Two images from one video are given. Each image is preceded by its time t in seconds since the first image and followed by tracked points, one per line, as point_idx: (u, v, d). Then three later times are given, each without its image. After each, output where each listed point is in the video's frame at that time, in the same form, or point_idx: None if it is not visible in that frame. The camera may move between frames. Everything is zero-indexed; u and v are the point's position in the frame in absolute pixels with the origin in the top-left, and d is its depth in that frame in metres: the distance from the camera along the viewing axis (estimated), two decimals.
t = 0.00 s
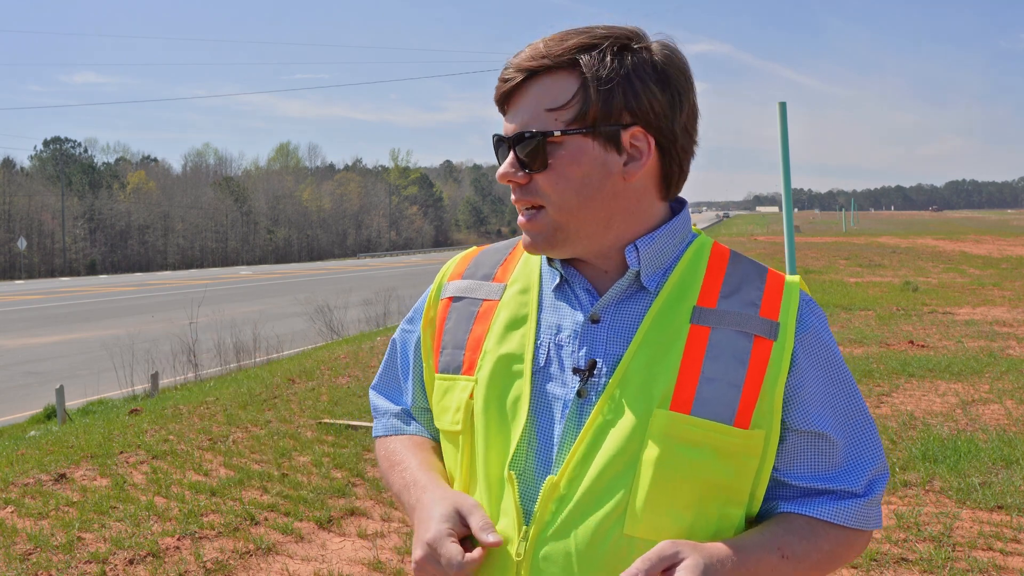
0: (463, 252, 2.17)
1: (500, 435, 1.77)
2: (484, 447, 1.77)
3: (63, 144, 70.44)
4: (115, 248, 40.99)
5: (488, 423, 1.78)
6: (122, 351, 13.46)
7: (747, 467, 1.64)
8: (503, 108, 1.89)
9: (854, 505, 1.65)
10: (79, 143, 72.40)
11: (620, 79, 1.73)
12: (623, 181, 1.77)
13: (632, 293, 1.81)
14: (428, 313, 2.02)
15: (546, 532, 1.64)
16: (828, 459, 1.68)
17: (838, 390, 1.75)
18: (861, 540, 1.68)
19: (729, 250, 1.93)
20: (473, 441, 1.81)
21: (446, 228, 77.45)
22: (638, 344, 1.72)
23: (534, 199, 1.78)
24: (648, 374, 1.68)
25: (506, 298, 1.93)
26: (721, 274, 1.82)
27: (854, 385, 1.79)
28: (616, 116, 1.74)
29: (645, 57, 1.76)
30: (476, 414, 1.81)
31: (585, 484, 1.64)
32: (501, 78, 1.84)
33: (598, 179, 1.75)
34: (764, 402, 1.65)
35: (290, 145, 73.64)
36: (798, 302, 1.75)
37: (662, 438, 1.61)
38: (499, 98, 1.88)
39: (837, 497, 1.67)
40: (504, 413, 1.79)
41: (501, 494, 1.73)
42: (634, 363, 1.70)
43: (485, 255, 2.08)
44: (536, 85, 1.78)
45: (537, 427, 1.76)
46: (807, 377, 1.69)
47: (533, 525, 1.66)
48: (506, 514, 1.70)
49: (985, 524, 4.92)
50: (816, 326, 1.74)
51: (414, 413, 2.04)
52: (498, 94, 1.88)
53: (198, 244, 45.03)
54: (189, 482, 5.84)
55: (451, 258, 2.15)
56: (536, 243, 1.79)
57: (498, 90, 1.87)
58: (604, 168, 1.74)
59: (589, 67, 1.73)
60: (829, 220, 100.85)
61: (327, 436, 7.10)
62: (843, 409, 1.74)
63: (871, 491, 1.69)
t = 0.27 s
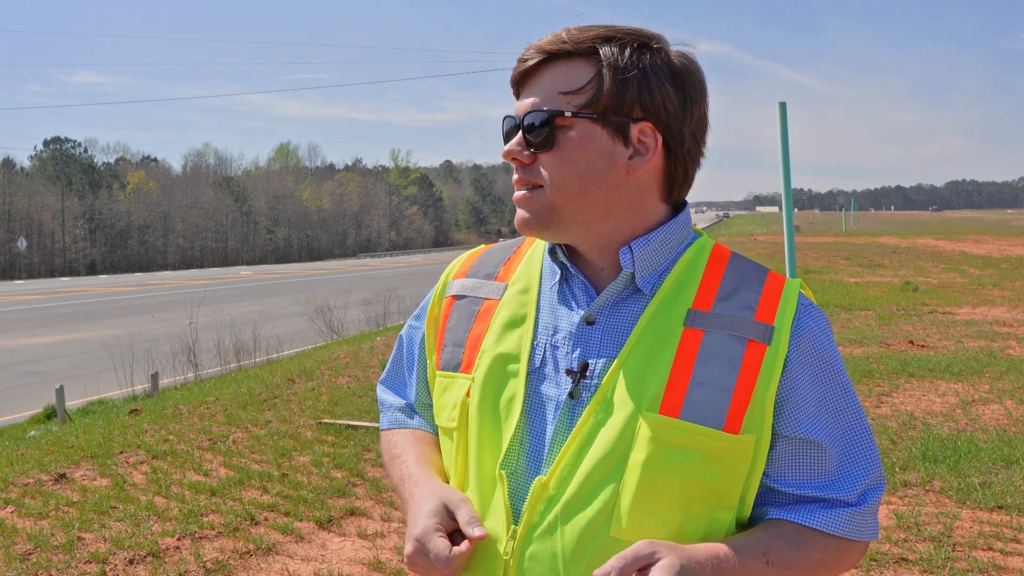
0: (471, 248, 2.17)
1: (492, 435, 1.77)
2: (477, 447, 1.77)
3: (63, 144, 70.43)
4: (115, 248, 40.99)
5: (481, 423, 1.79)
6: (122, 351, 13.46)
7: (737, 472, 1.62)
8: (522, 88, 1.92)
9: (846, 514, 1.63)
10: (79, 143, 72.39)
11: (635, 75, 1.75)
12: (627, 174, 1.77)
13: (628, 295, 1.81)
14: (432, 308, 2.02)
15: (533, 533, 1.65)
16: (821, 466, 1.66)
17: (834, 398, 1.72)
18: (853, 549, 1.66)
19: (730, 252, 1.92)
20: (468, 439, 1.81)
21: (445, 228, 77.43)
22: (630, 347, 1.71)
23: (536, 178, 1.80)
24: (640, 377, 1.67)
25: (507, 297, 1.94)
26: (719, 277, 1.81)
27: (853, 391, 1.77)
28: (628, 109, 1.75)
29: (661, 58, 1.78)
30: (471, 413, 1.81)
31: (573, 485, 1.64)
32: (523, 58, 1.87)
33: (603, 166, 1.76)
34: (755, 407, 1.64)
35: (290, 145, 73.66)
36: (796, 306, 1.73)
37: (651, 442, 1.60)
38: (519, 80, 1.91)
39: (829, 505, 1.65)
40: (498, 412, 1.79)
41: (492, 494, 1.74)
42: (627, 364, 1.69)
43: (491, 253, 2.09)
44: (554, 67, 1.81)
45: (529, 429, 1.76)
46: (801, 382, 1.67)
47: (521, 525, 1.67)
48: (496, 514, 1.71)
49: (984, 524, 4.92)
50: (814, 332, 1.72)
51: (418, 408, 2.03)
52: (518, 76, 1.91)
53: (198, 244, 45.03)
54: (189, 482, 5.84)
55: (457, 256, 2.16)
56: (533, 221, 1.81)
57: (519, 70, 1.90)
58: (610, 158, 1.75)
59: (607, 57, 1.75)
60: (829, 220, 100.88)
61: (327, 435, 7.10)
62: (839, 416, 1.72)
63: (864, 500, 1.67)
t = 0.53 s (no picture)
0: (464, 249, 2.18)
1: (495, 432, 1.77)
2: (478, 444, 1.77)
3: (63, 144, 70.41)
4: (115, 248, 41.00)
5: (483, 419, 1.78)
6: (122, 351, 13.46)
7: (742, 466, 1.62)
8: (550, 83, 1.83)
9: (848, 503, 1.63)
10: (79, 143, 72.39)
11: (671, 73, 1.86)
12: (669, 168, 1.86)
13: (629, 292, 1.81)
14: (427, 306, 2.02)
15: (540, 528, 1.65)
16: (823, 456, 1.66)
17: (835, 389, 1.73)
18: (855, 538, 1.66)
19: (726, 250, 1.93)
20: (469, 437, 1.81)
21: (445, 228, 77.43)
22: (634, 342, 1.72)
23: (607, 170, 1.74)
24: (645, 372, 1.67)
25: (504, 294, 1.94)
26: (716, 274, 1.82)
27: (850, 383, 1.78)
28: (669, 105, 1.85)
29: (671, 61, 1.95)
30: (472, 410, 1.81)
31: (579, 481, 1.65)
32: (562, 45, 1.79)
33: (659, 158, 1.80)
34: (758, 399, 1.63)
35: (290, 145, 73.66)
36: (795, 299, 1.74)
37: (658, 435, 1.60)
38: (551, 67, 1.83)
39: (831, 495, 1.65)
40: (501, 409, 1.79)
41: (496, 491, 1.74)
42: (631, 360, 1.70)
43: (486, 252, 2.10)
44: (602, 61, 1.79)
45: (532, 424, 1.76)
46: (802, 374, 1.67)
47: (527, 522, 1.67)
48: (502, 511, 1.71)
49: (984, 524, 4.92)
50: (812, 324, 1.73)
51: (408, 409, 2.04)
52: (550, 64, 1.82)
53: (198, 244, 45.03)
54: (189, 482, 5.84)
55: (450, 256, 2.17)
56: (608, 215, 1.74)
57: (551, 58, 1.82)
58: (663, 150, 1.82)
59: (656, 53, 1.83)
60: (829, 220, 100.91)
61: (327, 435, 7.09)
62: (840, 406, 1.72)
63: (865, 489, 1.67)
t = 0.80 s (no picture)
0: (450, 250, 2.13)
1: (509, 431, 1.74)
2: (491, 444, 1.73)
3: (63, 144, 70.45)
4: (115, 248, 41.04)
5: (496, 418, 1.75)
6: (122, 351, 13.46)
7: (756, 457, 1.64)
8: (550, 91, 1.81)
9: (853, 489, 1.65)
10: (79, 143, 72.38)
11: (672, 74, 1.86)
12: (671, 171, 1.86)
13: (637, 289, 1.80)
14: (421, 308, 1.96)
15: (565, 525, 1.63)
16: (829, 446, 1.68)
17: (836, 380, 1.76)
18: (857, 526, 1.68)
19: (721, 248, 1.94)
20: (479, 438, 1.77)
21: (445, 228, 77.46)
22: (648, 337, 1.72)
23: (611, 180, 1.74)
24: (659, 368, 1.68)
25: (505, 294, 1.91)
26: (718, 271, 1.84)
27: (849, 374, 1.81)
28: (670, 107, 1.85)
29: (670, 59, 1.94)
30: (484, 410, 1.77)
31: (600, 478, 1.63)
32: (563, 54, 1.77)
33: (662, 162, 1.80)
34: (769, 392, 1.66)
35: (290, 145, 73.67)
36: (795, 295, 1.78)
37: (678, 431, 1.61)
38: (552, 77, 1.80)
39: (834, 481, 1.67)
40: (515, 407, 1.76)
41: (514, 490, 1.71)
42: (647, 356, 1.70)
43: (479, 252, 2.06)
44: (604, 68, 1.78)
45: (547, 423, 1.74)
46: (809, 368, 1.70)
47: (551, 520, 1.64)
48: (522, 510, 1.68)
49: (984, 524, 4.91)
50: (813, 319, 1.77)
51: (399, 417, 1.98)
52: (551, 74, 1.80)
53: (198, 244, 45.03)
54: (189, 482, 5.84)
55: (441, 256, 2.13)
56: (613, 226, 1.76)
57: (553, 68, 1.79)
58: (665, 154, 1.82)
59: (657, 57, 1.82)
60: (829, 220, 100.92)
61: (326, 436, 7.09)
62: (840, 396, 1.75)
63: (866, 476, 1.70)
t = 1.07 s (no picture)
0: (448, 252, 2.11)
1: (520, 431, 1.73)
2: (500, 445, 1.72)
3: (63, 144, 70.47)
4: (115, 248, 41.02)
5: (505, 417, 1.74)
6: (122, 351, 13.46)
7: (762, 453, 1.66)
8: (535, 87, 1.87)
9: (864, 470, 1.66)
10: (79, 144, 72.39)
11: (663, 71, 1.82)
12: (656, 168, 1.81)
13: (641, 289, 1.81)
14: (423, 307, 1.95)
15: (579, 526, 1.62)
16: (836, 438, 1.70)
17: (841, 375, 1.77)
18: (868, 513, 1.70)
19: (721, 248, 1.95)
20: (487, 438, 1.76)
21: (446, 228, 77.47)
22: (654, 336, 1.72)
23: (574, 172, 1.75)
24: (668, 367, 1.68)
25: (510, 294, 1.90)
26: (719, 270, 1.85)
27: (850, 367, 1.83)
28: (658, 105, 1.81)
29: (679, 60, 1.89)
30: (491, 410, 1.76)
31: (613, 477, 1.63)
32: (545, 51, 1.82)
33: (637, 159, 1.77)
34: (774, 388, 1.68)
35: (290, 144, 73.68)
36: (796, 293, 1.80)
37: (686, 429, 1.62)
38: (535, 73, 1.86)
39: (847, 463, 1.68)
40: (523, 408, 1.75)
41: (526, 491, 1.69)
42: (654, 355, 1.70)
43: (479, 252, 2.04)
44: (582, 63, 1.80)
45: (556, 423, 1.73)
46: (811, 364, 1.73)
47: (565, 520, 1.63)
48: (535, 511, 1.66)
49: (984, 524, 4.91)
50: (814, 317, 1.79)
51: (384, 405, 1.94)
52: (534, 70, 1.86)
53: (198, 244, 45.03)
54: (189, 482, 5.84)
55: (441, 257, 2.11)
56: (574, 218, 1.75)
57: (535, 66, 1.85)
58: (644, 151, 1.78)
59: (643, 55, 1.79)
60: (829, 220, 100.96)
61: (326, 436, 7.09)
62: (849, 388, 1.78)
63: (875, 462, 1.71)
